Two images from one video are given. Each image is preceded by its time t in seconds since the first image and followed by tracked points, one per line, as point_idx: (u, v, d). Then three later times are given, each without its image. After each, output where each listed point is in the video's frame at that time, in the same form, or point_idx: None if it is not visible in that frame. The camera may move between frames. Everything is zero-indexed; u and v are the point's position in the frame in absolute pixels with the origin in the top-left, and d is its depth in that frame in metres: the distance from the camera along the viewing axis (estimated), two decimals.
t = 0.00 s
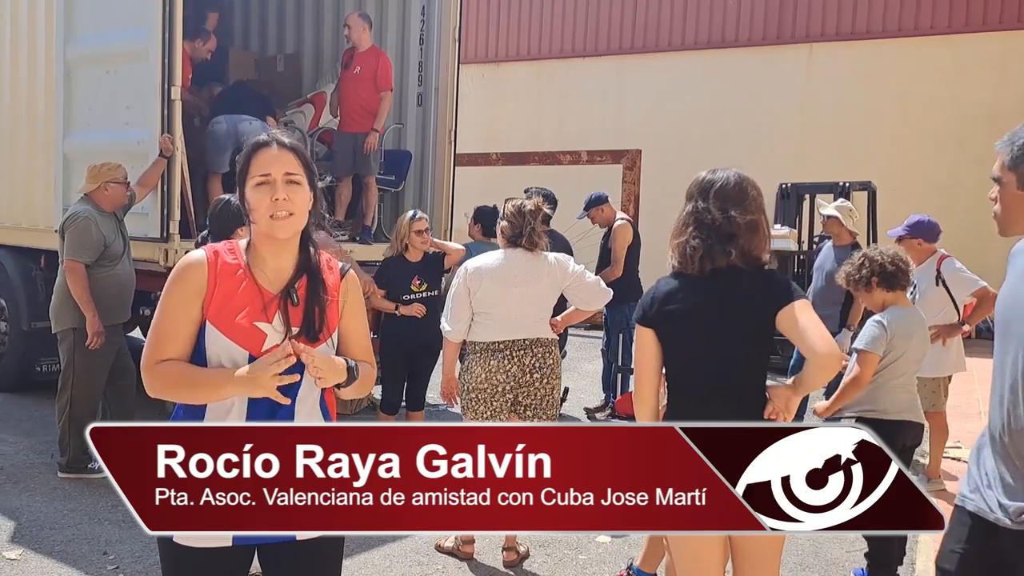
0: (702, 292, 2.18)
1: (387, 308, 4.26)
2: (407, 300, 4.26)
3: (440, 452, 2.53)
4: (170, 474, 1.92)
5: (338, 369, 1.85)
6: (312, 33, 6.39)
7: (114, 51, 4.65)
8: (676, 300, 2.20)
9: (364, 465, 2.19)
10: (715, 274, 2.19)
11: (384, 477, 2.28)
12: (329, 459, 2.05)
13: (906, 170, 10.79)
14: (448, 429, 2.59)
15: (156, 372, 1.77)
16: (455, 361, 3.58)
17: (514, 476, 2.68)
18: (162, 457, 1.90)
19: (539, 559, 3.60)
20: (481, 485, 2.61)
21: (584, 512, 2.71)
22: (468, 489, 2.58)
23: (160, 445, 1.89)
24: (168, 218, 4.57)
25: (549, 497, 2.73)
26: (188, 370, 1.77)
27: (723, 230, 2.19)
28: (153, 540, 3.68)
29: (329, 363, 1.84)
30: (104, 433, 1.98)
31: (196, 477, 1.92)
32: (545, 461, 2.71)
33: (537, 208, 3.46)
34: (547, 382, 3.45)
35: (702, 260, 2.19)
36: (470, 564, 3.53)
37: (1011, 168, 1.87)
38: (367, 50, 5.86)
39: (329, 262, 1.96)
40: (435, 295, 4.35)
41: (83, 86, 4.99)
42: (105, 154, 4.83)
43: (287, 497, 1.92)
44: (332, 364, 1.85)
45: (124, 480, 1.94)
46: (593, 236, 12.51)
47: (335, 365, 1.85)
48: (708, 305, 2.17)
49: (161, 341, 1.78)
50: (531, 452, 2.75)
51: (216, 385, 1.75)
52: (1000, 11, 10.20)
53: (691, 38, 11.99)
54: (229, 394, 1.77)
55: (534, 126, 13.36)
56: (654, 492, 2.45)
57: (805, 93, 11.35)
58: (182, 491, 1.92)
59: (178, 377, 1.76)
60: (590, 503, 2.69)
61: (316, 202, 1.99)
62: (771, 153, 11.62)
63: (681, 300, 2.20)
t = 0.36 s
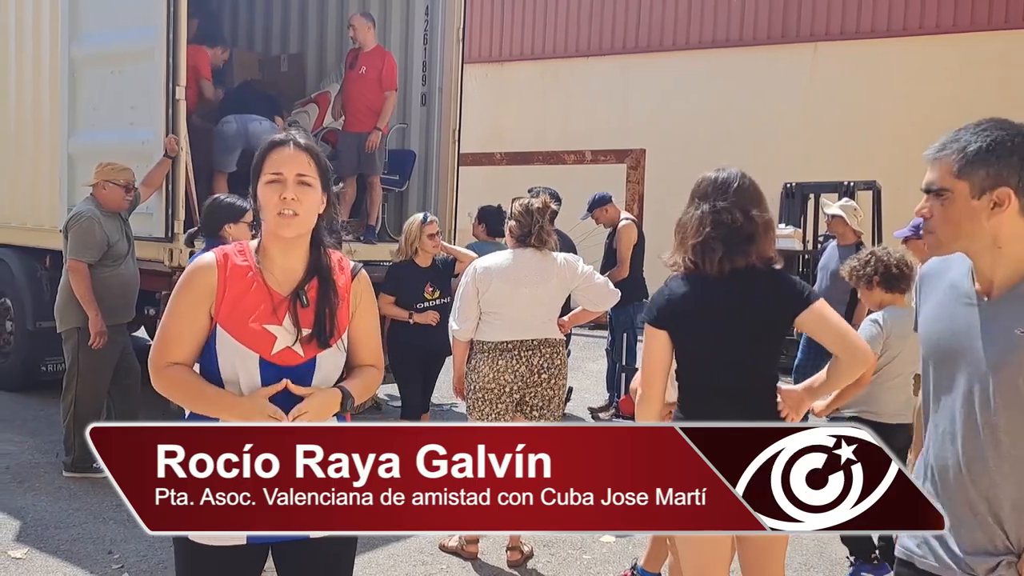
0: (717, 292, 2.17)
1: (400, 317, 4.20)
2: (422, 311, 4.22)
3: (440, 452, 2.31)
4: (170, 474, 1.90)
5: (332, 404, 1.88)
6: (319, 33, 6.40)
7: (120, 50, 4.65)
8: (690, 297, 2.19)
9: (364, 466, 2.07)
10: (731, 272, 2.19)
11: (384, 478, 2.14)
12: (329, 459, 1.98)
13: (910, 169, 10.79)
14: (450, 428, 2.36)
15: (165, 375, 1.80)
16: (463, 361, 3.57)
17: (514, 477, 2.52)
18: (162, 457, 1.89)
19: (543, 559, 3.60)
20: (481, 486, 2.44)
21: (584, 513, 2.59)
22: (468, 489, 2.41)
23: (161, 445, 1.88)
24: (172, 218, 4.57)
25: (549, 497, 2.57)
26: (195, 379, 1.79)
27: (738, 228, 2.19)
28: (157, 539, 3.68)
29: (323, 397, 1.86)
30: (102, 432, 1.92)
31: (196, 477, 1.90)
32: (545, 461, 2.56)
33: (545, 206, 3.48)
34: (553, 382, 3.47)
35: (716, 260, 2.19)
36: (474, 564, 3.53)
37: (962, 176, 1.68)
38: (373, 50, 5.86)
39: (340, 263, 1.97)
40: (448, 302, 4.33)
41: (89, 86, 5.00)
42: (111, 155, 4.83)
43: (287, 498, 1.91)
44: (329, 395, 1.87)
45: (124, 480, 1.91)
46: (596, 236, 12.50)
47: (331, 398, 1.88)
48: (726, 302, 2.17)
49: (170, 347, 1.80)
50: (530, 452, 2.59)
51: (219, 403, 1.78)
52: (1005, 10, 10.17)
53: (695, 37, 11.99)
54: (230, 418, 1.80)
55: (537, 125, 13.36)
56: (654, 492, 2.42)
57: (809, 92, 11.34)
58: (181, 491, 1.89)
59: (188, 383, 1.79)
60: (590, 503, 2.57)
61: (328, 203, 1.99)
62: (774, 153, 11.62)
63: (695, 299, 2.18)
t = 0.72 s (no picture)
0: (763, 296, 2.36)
1: (404, 320, 4.13)
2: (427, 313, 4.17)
3: (440, 452, 2.27)
4: (170, 474, 1.90)
5: (353, 397, 1.90)
6: (322, 33, 6.40)
7: (122, 50, 4.65)
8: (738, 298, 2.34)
9: (365, 465, 2.08)
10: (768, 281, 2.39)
11: (384, 477, 2.15)
12: (329, 459, 1.99)
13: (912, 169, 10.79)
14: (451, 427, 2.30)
15: (179, 378, 1.80)
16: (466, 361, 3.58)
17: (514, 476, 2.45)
18: (162, 457, 1.89)
19: (545, 559, 3.60)
20: (482, 486, 2.37)
21: (584, 513, 2.48)
22: (468, 489, 2.34)
23: (161, 445, 1.88)
24: (174, 218, 4.57)
25: (549, 497, 2.47)
26: (205, 381, 1.79)
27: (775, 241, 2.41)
28: (160, 539, 3.69)
29: (342, 393, 1.87)
30: (102, 432, 1.91)
31: (196, 477, 1.90)
32: (545, 461, 2.47)
33: (549, 206, 3.49)
34: (556, 382, 3.47)
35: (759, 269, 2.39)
36: (477, 564, 3.53)
37: (867, 149, 1.57)
38: (376, 50, 5.87)
39: (347, 262, 1.97)
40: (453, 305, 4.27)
41: (91, 86, 5.00)
42: (114, 155, 4.83)
43: (287, 498, 1.92)
44: (345, 391, 1.88)
45: (124, 480, 1.91)
46: (597, 235, 12.50)
47: (346, 396, 1.88)
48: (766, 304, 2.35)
49: (180, 350, 1.80)
50: (531, 452, 2.50)
51: (229, 404, 1.78)
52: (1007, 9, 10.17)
53: (696, 37, 11.99)
54: (240, 420, 1.81)
55: (539, 125, 13.35)
56: (654, 492, 2.34)
57: (810, 92, 11.34)
58: (182, 491, 1.91)
59: (198, 385, 1.79)
60: (591, 503, 2.46)
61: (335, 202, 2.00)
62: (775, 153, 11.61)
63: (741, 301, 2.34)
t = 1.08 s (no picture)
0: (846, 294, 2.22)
1: (423, 325, 4.06)
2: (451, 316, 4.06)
3: (440, 452, 2.30)
4: (170, 474, 1.90)
5: (357, 407, 1.91)
6: (324, 32, 6.41)
7: (124, 50, 4.65)
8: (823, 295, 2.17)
9: (364, 465, 2.15)
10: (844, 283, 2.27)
11: (384, 477, 2.21)
12: (329, 459, 1.95)
13: (913, 169, 10.79)
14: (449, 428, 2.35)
15: (181, 379, 1.80)
16: (468, 361, 3.58)
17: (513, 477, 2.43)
18: (162, 457, 1.89)
19: (546, 559, 3.60)
20: (481, 487, 2.37)
21: (584, 513, 2.36)
22: (467, 490, 2.35)
23: (161, 445, 1.88)
24: (177, 218, 4.57)
25: (548, 497, 2.39)
26: (208, 383, 1.79)
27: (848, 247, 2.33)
28: (162, 539, 3.69)
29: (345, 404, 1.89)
30: (102, 432, 1.92)
31: (197, 477, 1.90)
32: (544, 461, 2.42)
33: (550, 206, 3.50)
34: (559, 382, 3.48)
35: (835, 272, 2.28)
36: (478, 564, 3.53)
37: (789, 145, 1.54)
38: (379, 51, 5.88)
39: (349, 262, 1.98)
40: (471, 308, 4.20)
41: (93, 87, 5.00)
42: (116, 155, 4.83)
43: (287, 497, 1.90)
44: (349, 401, 1.90)
45: (123, 480, 1.91)
46: (599, 236, 12.50)
47: (351, 405, 1.90)
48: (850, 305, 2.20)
49: (183, 351, 1.80)
50: (530, 452, 2.47)
51: (232, 407, 1.78)
52: (1009, 9, 10.16)
53: (698, 37, 11.99)
54: (242, 422, 1.81)
55: (540, 125, 13.35)
56: (654, 492, 2.12)
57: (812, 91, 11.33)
58: (181, 491, 1.90)
59: (201, 386, 1.79)
60: (590, 503, 2.33)
61: (336, 202, 2.00)
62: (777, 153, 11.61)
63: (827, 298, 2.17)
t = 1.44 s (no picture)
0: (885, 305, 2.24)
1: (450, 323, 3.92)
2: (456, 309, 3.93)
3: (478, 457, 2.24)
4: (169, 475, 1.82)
5: (344, 402, 1.87)
6: (325, 32, 6.41)
7: (125, 50, 4.65)
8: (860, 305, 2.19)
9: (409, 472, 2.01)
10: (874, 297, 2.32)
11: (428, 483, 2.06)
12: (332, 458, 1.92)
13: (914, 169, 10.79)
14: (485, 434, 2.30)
15: (182, 378, 1.79)
16: (469, 363, 3.58)
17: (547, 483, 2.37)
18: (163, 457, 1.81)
19: (548, 559, 3.60)
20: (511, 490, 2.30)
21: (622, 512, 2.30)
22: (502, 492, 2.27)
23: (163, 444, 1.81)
24: (178, 218, 4.56)
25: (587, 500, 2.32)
26: (209, 382, 1.79)
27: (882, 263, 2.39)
28: (163, 539, 3.69)
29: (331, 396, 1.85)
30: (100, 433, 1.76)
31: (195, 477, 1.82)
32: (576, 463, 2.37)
33: (551, 207, 3.51)
34: (560, 383, 3.47)
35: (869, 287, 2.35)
36: (479, 564, 3.52)
37: (785, 131, 1.51)
38: (381, 50, 5.86)
39: (349, 263, 1.99)
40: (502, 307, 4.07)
41: (94, 87, 5.00)
42: (117, 155, 4.84)
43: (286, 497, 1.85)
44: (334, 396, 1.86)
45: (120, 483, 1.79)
46: (600, 236, 12.51)
47: (341, 399, 1.87)
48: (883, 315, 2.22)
49: (185, 350, 1.80)
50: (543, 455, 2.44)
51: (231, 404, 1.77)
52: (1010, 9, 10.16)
53: (698, 37, 11.98)
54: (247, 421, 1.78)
55: (541, 125, 13.35)
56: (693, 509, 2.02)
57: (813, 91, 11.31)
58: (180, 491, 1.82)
59: (202, 385, 1.78)
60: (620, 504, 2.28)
61: (337, 204, 2.00)
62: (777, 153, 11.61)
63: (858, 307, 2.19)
